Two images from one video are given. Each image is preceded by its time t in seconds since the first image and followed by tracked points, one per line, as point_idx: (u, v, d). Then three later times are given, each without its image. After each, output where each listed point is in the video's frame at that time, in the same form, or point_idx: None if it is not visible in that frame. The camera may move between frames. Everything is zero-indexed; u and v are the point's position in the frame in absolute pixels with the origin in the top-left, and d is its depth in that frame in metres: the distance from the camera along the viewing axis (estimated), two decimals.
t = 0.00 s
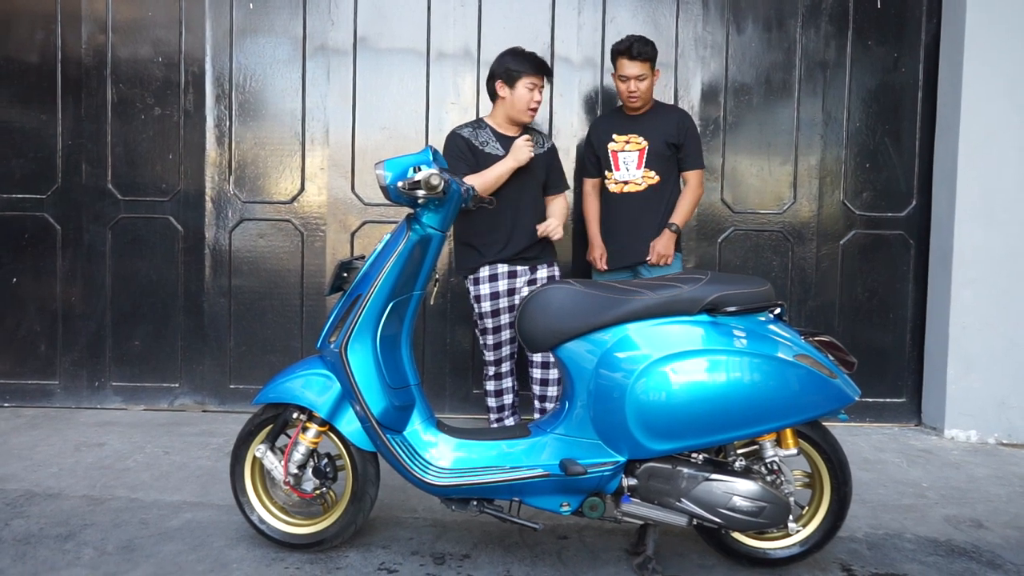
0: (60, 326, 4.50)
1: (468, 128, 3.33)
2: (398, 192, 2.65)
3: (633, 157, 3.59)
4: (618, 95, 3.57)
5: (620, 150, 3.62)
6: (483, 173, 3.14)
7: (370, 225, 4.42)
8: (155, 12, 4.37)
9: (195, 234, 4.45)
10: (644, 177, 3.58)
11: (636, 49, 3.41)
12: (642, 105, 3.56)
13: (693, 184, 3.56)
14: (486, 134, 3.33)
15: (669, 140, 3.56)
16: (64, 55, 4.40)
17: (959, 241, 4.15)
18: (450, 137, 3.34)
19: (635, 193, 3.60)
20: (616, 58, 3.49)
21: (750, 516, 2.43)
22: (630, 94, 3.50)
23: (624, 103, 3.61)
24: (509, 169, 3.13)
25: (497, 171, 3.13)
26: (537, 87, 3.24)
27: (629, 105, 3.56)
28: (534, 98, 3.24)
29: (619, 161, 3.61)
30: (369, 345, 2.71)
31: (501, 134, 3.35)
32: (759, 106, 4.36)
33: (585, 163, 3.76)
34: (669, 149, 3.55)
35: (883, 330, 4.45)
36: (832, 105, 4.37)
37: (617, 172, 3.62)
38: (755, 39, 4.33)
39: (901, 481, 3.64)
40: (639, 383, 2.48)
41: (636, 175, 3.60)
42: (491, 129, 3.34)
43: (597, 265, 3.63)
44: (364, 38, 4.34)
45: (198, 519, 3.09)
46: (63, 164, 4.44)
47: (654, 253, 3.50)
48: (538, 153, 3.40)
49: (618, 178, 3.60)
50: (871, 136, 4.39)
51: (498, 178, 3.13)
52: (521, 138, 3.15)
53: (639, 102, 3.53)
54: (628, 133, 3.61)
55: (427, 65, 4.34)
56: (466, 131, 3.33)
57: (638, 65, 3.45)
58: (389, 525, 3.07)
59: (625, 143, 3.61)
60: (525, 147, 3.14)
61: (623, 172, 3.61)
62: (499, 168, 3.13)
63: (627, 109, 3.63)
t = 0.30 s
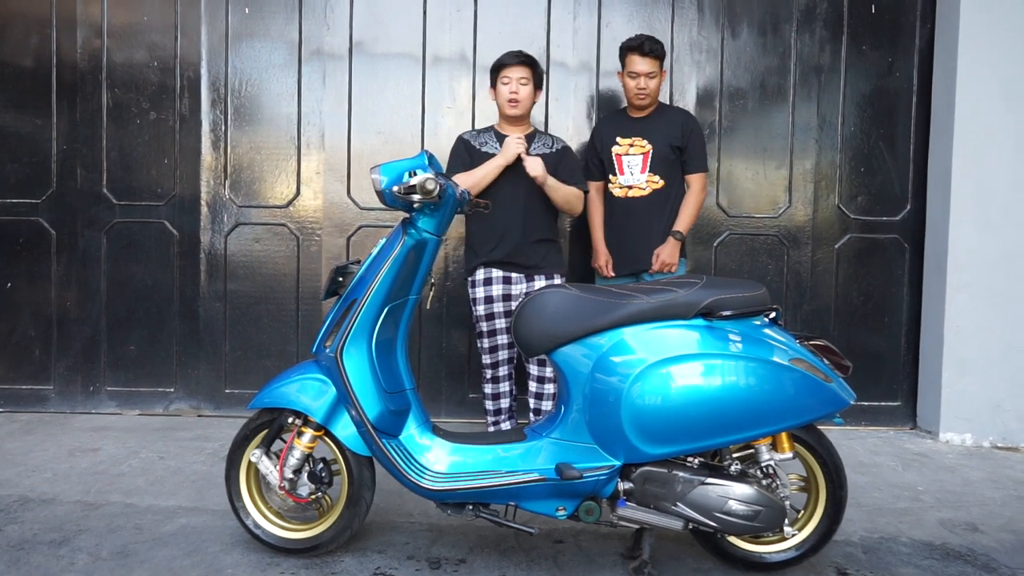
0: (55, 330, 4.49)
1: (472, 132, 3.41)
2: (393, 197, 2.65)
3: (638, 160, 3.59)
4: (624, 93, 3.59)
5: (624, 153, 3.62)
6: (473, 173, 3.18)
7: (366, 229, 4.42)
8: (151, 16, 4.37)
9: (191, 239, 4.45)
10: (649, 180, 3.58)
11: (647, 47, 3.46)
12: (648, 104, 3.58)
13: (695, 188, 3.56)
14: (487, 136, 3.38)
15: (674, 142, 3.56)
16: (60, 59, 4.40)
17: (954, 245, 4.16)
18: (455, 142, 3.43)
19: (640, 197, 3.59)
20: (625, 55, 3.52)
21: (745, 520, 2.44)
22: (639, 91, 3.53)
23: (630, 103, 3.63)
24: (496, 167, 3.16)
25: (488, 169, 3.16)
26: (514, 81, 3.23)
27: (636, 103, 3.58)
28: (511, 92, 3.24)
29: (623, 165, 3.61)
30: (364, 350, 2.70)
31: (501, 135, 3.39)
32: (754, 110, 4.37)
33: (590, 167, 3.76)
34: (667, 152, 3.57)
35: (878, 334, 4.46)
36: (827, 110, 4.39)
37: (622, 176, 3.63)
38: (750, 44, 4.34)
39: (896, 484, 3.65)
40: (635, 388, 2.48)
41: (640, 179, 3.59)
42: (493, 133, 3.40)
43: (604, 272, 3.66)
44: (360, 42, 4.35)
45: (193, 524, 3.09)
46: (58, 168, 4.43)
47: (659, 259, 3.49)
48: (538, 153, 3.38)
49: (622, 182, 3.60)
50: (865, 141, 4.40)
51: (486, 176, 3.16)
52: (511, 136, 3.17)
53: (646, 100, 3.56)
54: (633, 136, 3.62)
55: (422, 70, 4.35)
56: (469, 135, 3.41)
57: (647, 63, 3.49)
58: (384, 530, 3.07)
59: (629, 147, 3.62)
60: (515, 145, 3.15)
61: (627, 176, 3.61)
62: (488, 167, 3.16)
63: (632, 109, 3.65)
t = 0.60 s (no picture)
0: (54, 333, 4.49)
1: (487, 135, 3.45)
2: (391, 199, 2.65)
3: (657, 157, 3.53)
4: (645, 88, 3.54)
5: (643, 150, 3.56)
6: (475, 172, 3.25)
7: (364, 231, 4.42)
8: (148, 18, 4.37)
9: (189, 241, 4.44)
10: (669, 178, 3.51)
11: (671, 41, 3.41)
12: (669, 98, 3.53)
13: (717, 187, 3.49)
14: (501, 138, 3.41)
15: (695, 138, 3.50)
16: (58, 62, 4.40)
17: (952, 246, 4.16)
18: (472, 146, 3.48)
19: (660, 194, 3.52)
20: (647, 50, 3.47)
21: (744, 521, 2.43)
22: (659, 86, 3.48)
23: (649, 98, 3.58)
24: (496, 165, 3.20)
25: (490, 167, 3.21)
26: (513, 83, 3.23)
27: (657, 97, 3.53)
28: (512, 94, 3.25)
29: (642, 161, 3.56)
30: (363, 352, 2.70)
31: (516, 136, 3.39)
32: (753, 111, 4.38)
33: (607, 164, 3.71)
34: (681, 152, 3.51)
35: (877, 335, 4.46)
36: (825, 111, 4.39)
37: (641, 172, 3.56)
38: (748, 45, 4.35)
39: (894, 485, 3.65)
40: (633, 389, 2.48)
41: (659, 176, 3.53)
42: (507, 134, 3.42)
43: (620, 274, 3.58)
44: (358, 44, 4.35)
45: (192, 527, 3.08)
46: (56, 171, 4.43)
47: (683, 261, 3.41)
48: (544, 151, 3.33)
49: (641, 178, 3.54)
50: (863, 142, 4.41)
51: (487, 176, 3.21)
52: (511, 132, 3.19)
53: (667, 95, 3.51)
54: (652, 132, 3.56)
55: (420, 71, 4.35)
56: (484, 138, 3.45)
57: (670, 58, 3.43)
58: (384, 532, 3.07)
59: (649, 143, 3.56)
60: (514, 140, 3.16)
61: (646, 172, 3.55)
62: (489, 166, 3.21)
63: (653, 105, 3.60)
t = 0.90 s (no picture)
0: (51, 334, 4.48)
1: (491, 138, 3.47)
2: (389, 199, 2.65)
3: (672, 164, 3.47)
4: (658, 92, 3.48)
5: (658, 157, 3.50)
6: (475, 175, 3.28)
7: (362, 231, 4.42)
8: (145, 19, 4.37)
9: (186, 242, 4.44)
10: (684, 186, 3.47)
11: (683, 42, 3.37)
12: (683, 101, 3.45)
13: (734, 196, 3.42)
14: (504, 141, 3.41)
15: (709, 147, 3.43)
16: (54, 63, 4.39)
17: (949, 247, 4.17)
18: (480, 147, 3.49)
19: (676, 203, 3.48)
20: (660, 52, 3.43)
21: (742, 521, 2.44)
22: (672, 89, 3.42)
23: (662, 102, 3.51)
24: (492, 170, 3.22)
25: (486, 172, 3.24)
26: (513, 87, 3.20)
27: (670, 101, 3.46)
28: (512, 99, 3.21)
29: (657, 169, 3.50)
30: (361, 352, 2.70)
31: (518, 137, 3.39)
32: (750, 112, 4.38)
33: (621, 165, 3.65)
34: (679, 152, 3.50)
35: (874, 335, 4.46)
36: (822, 111, 4.40)
37: (655, 180, 3.51)
38: (745, 46, 4.35)
39: (892, 485, 3.65)
40: (631, 389, 2.48)
41: (675, 185, 3.48)
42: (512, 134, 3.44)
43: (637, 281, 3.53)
44: (355, 44, 4.35)
45: (189, 528, 3.08)
46: (54, 172, 4.43)
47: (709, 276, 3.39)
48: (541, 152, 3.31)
49: (657, 187, 3.48)
50: (860, 142, 4.42)
51: (486, 179, 3.24)
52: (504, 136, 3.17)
53: (681, 98, 3.43)
54: (666, 138, 3.49)
55: (417, 72, 4.35)
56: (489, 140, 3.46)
57: (683, 59, 3.38)
58: (382, 532, 3.06)
59: (663, 150, 3.49)
60: (508, 143, 3.14)
61: (661, 181, 3.50)
62: (487, 169, 3.24)
63: (666, 110, 3.53)
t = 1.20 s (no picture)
0: (48, 335, 4.48)
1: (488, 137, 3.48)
2: (387, 199, 2.65)
3: (682, 156, 3.48)
4: (670, 89, 3.47)
5: (666, 148, 3.50)
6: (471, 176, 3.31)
7: (360, 231, 4.42)
8: (143, 19, 4.36)
9: (184, 242, 4.44)
10: (694, 178, 3.48)
11: (698, 41, 3.34)
12: (695, 100, 3.46)
13: (737, 192, 3.47)
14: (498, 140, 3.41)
15: (719, 141, 3.47)
16: (51, 63, 4.38)
17: (947, 246, 4.17)
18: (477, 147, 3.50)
19: (685, 195, 3.48)
20: (673, 50, 3.40)
21: (740, 520, 2.44)
22: (685, 88, 3.42)
23: (674, 99, 3.51)
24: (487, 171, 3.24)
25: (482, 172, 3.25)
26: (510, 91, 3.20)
27: (682, 99, 3.46)
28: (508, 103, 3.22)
29: (666, 161, 3.49)
30: (359, 352, 2.70)
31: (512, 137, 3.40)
32: (747, 111, 4.38)
33: (622, 159, 3.62)
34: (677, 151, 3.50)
35: (872, 334, 4.47)
36: (819, 111, 4.40)
37: (664, 171, 3.50)
38: (743, 45, 4.35)
39: (890, 484, 3.66)
40: (629, 389, 2.48)
41: (684, 177, 3.48)
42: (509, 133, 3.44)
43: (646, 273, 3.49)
44: (353, 44, 4.35)
45: (187, 528, 3.08)
46: (51, 172, 4.42)
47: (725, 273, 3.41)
48: (536, 152, 3.31)
49: (666, 178, 3.47)
50: (858, 142, 4.42)
51: (481, 179, 3.26)
52: (500, 136, 3.00)
53: (693, 97, 3.44)
54: (675, 130, 3.50)
55: (415, 72, 4.35)
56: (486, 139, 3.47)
57: (697, 59, 3.36)
58: (380, 532, 3.06)
59: (672, 142, 3.50)
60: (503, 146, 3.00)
61: (670, 172, 3.49)
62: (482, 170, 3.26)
63: (675, 105, 3.53)
